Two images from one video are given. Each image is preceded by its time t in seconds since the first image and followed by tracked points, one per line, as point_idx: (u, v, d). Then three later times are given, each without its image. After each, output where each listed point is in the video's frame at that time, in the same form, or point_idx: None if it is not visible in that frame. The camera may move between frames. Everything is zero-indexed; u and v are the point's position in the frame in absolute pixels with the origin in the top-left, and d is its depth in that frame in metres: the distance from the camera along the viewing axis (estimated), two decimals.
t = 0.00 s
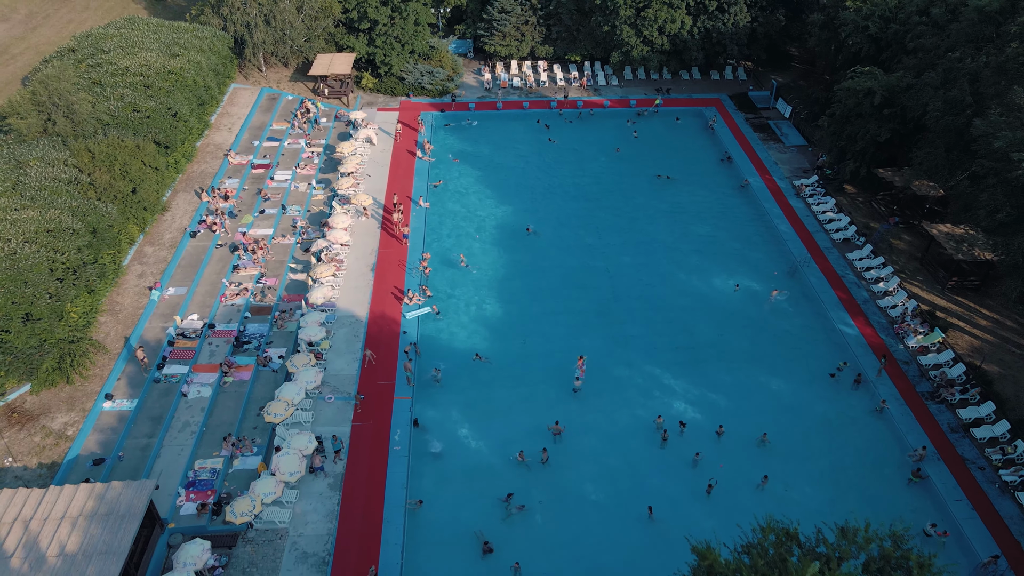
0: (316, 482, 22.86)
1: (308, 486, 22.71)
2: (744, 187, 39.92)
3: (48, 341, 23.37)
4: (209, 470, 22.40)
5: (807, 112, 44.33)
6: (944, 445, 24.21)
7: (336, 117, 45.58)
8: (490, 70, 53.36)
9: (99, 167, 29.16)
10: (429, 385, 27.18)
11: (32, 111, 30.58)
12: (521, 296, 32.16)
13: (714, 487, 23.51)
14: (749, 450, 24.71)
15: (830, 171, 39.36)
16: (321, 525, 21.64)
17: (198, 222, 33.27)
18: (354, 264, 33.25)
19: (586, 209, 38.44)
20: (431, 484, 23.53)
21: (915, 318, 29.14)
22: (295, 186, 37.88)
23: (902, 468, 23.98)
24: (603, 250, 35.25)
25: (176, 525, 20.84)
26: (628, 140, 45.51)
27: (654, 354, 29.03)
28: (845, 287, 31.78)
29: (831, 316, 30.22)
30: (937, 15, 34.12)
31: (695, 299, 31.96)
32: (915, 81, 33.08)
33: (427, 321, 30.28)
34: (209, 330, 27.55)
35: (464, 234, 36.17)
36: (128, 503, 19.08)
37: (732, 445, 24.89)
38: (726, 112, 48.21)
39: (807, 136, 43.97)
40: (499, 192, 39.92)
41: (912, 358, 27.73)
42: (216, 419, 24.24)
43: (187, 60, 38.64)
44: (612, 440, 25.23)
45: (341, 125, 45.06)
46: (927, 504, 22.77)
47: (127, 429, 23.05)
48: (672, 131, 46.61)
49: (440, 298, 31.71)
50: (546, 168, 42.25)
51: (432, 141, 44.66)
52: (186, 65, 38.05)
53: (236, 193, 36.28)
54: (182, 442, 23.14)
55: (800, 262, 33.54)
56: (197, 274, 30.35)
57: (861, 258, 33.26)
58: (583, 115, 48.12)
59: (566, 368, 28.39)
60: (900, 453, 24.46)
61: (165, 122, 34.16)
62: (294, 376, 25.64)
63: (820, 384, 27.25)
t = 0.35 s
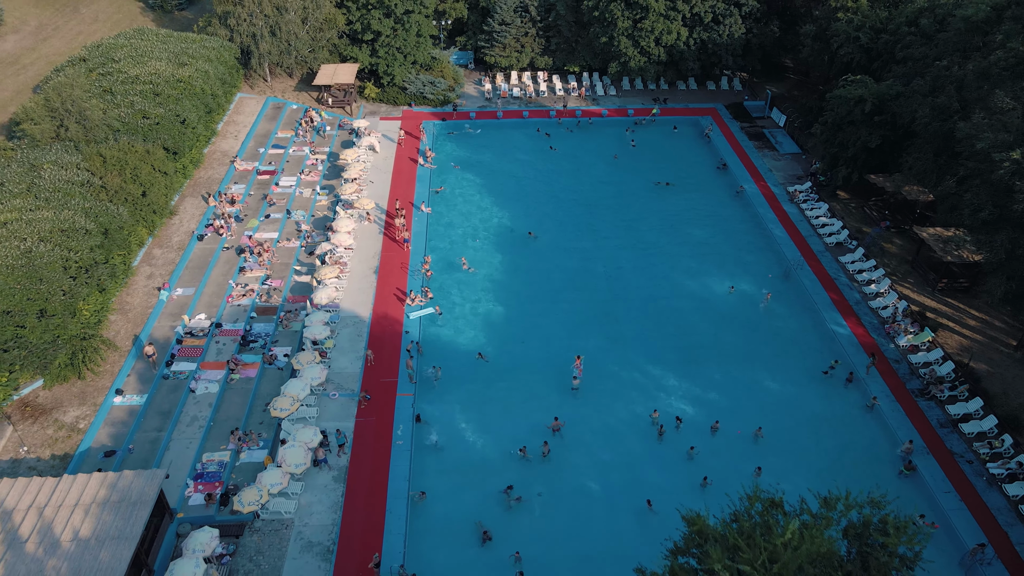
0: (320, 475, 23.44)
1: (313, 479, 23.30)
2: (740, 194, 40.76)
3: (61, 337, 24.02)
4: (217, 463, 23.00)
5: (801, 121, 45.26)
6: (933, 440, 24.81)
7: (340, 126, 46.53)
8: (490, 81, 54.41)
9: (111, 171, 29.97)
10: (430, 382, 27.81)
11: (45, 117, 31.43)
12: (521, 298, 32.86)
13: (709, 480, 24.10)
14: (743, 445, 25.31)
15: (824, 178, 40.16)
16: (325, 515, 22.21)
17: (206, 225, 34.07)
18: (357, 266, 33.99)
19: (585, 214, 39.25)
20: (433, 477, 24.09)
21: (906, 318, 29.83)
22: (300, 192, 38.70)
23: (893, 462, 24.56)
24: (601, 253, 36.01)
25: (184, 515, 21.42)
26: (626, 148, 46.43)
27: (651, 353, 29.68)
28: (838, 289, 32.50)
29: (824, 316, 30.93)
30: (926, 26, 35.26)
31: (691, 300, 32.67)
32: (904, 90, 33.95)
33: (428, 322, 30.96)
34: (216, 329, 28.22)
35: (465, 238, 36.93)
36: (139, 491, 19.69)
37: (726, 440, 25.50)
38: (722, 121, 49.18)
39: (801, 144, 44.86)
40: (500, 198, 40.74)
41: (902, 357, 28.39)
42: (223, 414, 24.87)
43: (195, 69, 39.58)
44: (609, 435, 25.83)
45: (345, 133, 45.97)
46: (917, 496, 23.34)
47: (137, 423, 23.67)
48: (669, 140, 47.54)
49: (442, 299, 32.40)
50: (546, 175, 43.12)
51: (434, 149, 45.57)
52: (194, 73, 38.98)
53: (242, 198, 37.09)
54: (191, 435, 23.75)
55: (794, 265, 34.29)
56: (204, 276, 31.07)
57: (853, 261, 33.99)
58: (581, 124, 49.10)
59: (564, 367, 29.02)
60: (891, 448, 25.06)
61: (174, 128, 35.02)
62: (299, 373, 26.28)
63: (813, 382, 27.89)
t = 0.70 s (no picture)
0: (325, 467, 24.00)
1: (317, 471, 23.86)
2: (735, 199, 41.54)
3: (74, 333, 24.65)
4: (224, 456, 23.56)
5: (796, 128, 46.14)
6: (923, 435, 25.36)
7: (343, 133, 47.39)
8: (490, 89, 55.39)
9: (120, 173, 30.74)
10: (431, 379, 28.40)
11: (57, 122, 32.17)
12: (520, 299, 33.53)
13: (704, 473, 24.67)
14: (737, 439, 25.90)
15: (818, 183, 40.94)
16: (329, 506, 22.75)
17: (212, 228, 34.79)
18: (360, 268, 34.69)
19: (583, 218, 40.03)
20: (435, 470, 24.66)
21: (897, 318, 30.50)
22: (304, 196, 39.48)
23: (884, 457, 25.12)
24: (599, 256, 36.73)
25: (193, 505, 21.98)
26: (624, 154, 47.29)
27: (648, 352, 30.31)
28: (831, 290, 33.17)
29: (817, 316, 31.59)
30: (915, 35, 36.11)
31: (687, 301, 33.32)
32: (895, 96, 34.74)
33: (430, 321, 31.61)
34: (223, 328, 28.86)
35: (466, 241, 37.65)
36: (150, 480, 20.27)
37: (721, 435, 26.07)
38: (718, 128, 50.09)
39: (796, 150, 45.72)
40: (500, 202, 41.51)
41: (894, 355, 29.02)
42: (229, 409, 25.46)
43: (202, 76, 40.44)
44: (607, 430, 26.42)
45: (347, 140, 46.82)
46: (907, 488, 23.89)
47: (146, 417, 24.26)
48: (666, 146, 48.41)
49: (443, 300, 33.10)
50: (545, 181, 43.92)
51: (435, 155, 46.42)
52: (201, 81, 39.82)
53: (248, 202, 37.87)
54: (198, 429, 24.33)
55: (788, 267, 34.98)
56: (211, 276, 31.76)
57: (846, 263, 34.68)
58: (580, 132, 50.00)
59: (563, 365, 29.64)
60: (882, 443, 25.63)
61: (181, 133, 35.81)
62: (303, 370, 26.89)
63: (807, 379, 28.50)
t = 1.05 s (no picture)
0: (329, 459, 24.65)
1: (322, 462, 24.50)
2: (731, 203, 42.39)
3: (86, 328, 25.34)
4: (231, 447, 24.21)
5: (789, 134, 47.09)
6: (912, 428, 26.03)
7: (346, 139, 48.29)
8: (491, 97, 56.41)
9: (131, 176, 31.56)
10: (433, 376, 29.09)
11: (68, 126, 32.99)
12: (520, 299, 34.29)
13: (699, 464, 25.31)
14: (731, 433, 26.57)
15: (811, 187, 41.79)
16: (334, 495, 23.38)
17: (218, 230, 35.60)
18: (363, 269, 35.47)
19: (581, 221, 40.87)
20: (437, 461, 25.30)
21: (888, 316, 31.25)
22: (308, 200, 40.31)
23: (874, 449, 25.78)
24: (596, 258, 37.50)
25: (201, 494, 22.61)
26: (621, 160, 48.22)
27: (644, 349, 31.02)
28: (823, 290, 33.93)
29: (810, 315, 32.34)
30: (905, 42, 37.08)
31: (683, 301, 34.06)
32: (885, 101, 35.61)
33: (432, 320, 32.36)
34: (229, 326, 29.56)
35: (466, 243, 38.46)
36: (161, 467, 20.93)
37: (716, 429, 26.73)
38: (714, 134, 51.07)
39: (790, 156, 46.64)
40: (500, 206, 42.36)
41: (884, 352, 29.73)
42: (236, 402, 26.14)
43: (209, 83, 41.36)
44: (604, 424, 27.09)
45: (350, 146, 47.73)
46: (896, 480, 24.52)
47: (155, 409, 24.94)
48: (663, 152, 49.34)
49: (444, 299, 33.84)
50: (544, 185, 44.79)
51: (436, 160, 47.32)
52: (208, 87, 40.73)
53: (253, 205, 38.69)
54: (206, 422, 25.00)
55: (782, 268, 35.76)
56: (217, 276, 32.50)
57: (838, 264, 35.44)
58: (579, 138, 50.98)
59: (561, 362, 30.35)
60: (872, 436, 26.29)
61: (188, 138, 36.66)
62: (308, 365, 27.57)
63: (799, 376, 29.20)
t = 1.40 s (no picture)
0: (333, 450, 25.25)
1: (326, 454, 25.11)
2: (726, 206, 43.19)
3: (98, 322, 26.02)
4: (237, 439, 24.81)
5: (784, 139, 47.96)
6: (902, 422, 26.67)
7: (349, 144, 49.14)
8: (491, 104, 57.38)
9: (140, 177, 32.35)
10: (434, 372, 29.73)
11: (78, 129, 33.80)
12: (519, 298, 34.99)
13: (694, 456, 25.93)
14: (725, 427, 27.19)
15: (805, 191, 42.58)
16: (338, 486, 23.97)
17: (224, 231, 36.38)
18: (366, 269, 36.20)
19: (579, 223, 41.65)
20: (438, 453, 25.91)
21: (879, 314, 31.95)
22: (312, 203, 41.09)
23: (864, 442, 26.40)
24: (594, 259, 38.23)
25: (208, 483, 23.21)
26: (619, 164, 49.09)
27: (641, 347, 31.69)
28: (816, 290, 34.67)
29: (803, 314, 33.06)
30: (895, 49, 37.96)
31: (679, 300, 34.77)
32: (876, 106, 36.40)
33: (433, 318, 33.05)
34: (235, 323, 30.22)
35: (467, 245, 39.20)
36: (170, 456, 21.56)
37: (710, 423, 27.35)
38: (710, 140, 51.98)
39: (784, 161, 47.50)
40: (500, 209, 43.15)
41: (875, 349, 30.41)
42: (242, 396, 26.76)
43: (215, 89, 42.30)
44: (602, 419, 27.72)
45: (353, 151, 48.56)
46: (887, 471, 25.12)
47: (163, 403, 25.56)
48: (660, 157, 50.21)
49: (445, 299, 34.56)
50: (543, 189, 45.61)
51: (437, 165, 48.16)
52: (215, 93, 41.64)
53: (258, 207, 39.46)
54: (213, 415, 25.63)
55: (776, 268, 36.51)
56: (223, 276, 33.20)
57: (831, 264, 36.17)
58: (577, 144, 51.90)
59: (560, 359, 30.99)
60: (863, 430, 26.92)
61: (195, 141, 37.49)
62: (312, 361, 28.19)
63: (792, 372, 29.86)
